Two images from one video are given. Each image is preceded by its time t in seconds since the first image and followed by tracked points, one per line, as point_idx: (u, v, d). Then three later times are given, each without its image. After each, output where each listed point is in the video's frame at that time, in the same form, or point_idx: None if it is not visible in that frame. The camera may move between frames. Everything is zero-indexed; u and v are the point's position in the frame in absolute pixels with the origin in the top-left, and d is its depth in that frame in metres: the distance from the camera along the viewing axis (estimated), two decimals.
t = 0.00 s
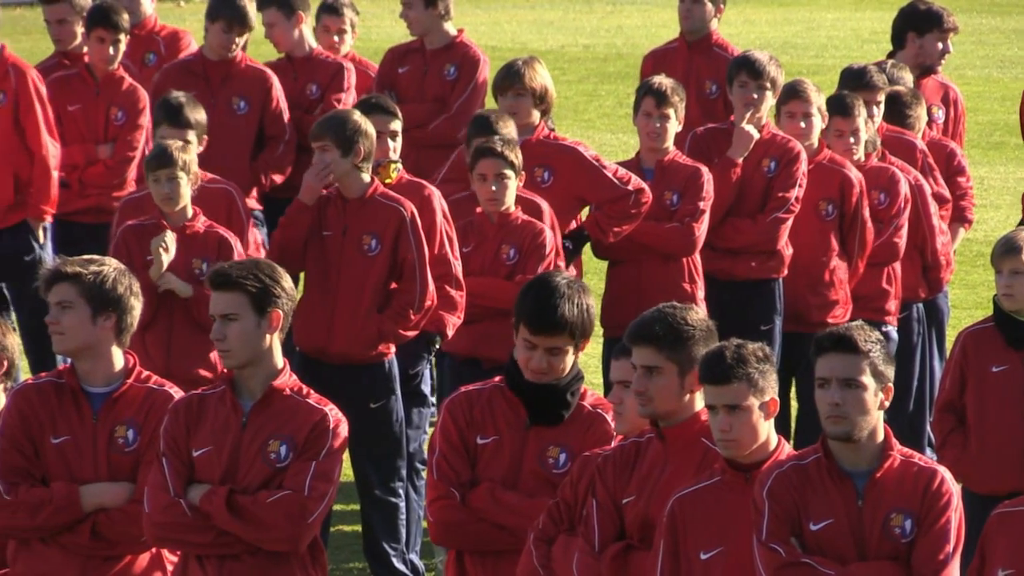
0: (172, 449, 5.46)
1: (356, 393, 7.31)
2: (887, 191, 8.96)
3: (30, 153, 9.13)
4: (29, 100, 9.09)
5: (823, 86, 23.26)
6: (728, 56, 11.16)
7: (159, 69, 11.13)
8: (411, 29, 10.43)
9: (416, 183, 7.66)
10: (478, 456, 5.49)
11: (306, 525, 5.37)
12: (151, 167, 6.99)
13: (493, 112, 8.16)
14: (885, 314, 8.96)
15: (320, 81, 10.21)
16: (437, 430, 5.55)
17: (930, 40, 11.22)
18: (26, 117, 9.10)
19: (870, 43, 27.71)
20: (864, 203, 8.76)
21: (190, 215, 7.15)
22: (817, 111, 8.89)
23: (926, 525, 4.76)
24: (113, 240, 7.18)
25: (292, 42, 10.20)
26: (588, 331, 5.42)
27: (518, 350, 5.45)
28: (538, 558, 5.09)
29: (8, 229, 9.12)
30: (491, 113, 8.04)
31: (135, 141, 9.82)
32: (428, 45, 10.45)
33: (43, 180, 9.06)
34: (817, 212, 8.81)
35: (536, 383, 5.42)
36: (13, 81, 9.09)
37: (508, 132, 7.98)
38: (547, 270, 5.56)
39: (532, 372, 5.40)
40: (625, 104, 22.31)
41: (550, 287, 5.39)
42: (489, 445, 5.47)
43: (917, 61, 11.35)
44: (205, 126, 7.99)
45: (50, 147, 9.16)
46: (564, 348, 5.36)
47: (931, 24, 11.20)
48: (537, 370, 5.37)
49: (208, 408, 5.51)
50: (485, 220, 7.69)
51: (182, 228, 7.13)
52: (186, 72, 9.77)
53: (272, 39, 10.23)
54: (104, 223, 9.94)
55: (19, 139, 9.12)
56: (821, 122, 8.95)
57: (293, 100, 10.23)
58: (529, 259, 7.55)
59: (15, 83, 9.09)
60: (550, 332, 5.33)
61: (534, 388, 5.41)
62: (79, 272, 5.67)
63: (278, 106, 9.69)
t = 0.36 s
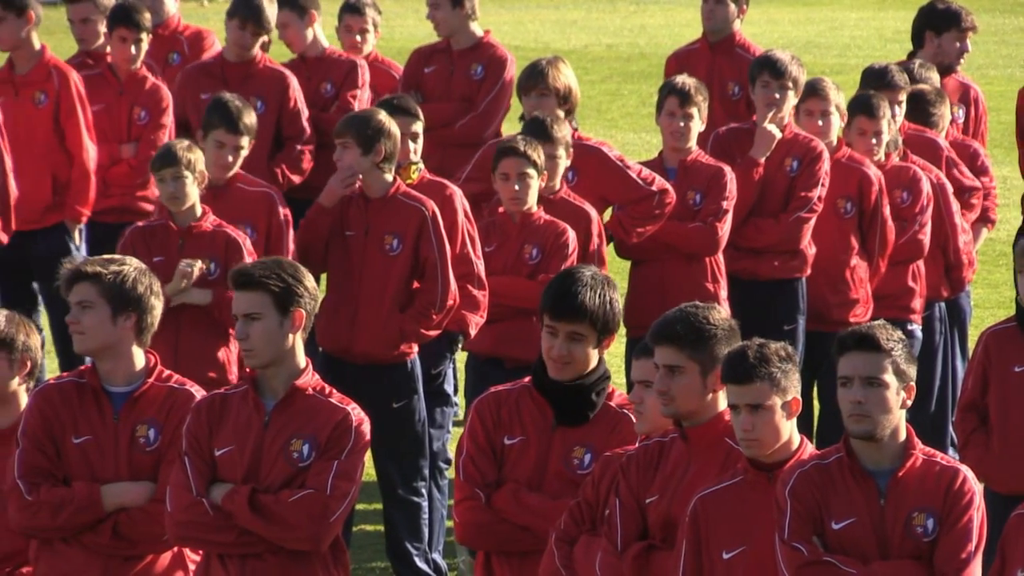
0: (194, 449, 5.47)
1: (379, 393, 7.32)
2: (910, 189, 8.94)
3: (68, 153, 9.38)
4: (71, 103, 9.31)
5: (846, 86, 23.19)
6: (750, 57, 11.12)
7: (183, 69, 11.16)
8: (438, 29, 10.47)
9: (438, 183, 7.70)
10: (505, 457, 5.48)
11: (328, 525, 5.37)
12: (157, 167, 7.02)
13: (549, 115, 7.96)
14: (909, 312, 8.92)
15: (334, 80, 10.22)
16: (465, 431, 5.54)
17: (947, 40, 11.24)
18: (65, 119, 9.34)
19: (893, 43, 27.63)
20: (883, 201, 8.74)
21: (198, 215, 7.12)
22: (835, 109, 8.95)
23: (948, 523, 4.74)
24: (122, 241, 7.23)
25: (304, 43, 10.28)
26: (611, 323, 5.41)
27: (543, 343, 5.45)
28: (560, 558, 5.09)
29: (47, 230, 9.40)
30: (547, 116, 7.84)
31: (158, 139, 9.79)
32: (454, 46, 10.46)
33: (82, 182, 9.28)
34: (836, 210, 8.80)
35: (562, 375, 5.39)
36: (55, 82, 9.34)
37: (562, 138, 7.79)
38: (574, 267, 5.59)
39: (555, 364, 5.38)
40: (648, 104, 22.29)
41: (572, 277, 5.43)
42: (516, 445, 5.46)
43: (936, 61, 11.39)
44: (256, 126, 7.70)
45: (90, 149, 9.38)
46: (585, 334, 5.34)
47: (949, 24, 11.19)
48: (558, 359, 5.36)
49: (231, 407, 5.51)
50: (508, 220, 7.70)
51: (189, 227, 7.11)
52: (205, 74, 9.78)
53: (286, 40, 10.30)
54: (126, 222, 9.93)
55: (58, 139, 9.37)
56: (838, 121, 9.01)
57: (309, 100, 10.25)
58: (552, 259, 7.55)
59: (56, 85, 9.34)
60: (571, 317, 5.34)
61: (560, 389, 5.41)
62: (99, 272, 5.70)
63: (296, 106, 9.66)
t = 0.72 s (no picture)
0: (216, 449, 5.47)
1: (401, 392, 7.33)
2: (932, 190, 8.90)
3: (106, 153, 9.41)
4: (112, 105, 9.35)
5: (867, 87, 23.13)
6: (751, 55, 11.13)
7: (204, 69, 11.19)
8: (474, 30, 10.50)
9: (459, 183, 7.68)
10: (531, 458, 5.47)
11: (350, 524, 5.38)
12: (171, 167, 7.09)
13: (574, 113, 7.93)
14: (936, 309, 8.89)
15: (360, 82, 10.19)
16: (490, 431, 5.54)
17: (955, 39, 11.46)
18: (105, 121, 9.36)
19: (914, 44, 27.56)
20: (892, 203, 8.75)
21: (213, 215, 7.15)
22: (847, 110, 9.05)
23: (969, 524, 4.72)
24: (138, 239, 7.26)
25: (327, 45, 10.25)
26: (626, 312, 5.39)
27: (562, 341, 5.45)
28: (581, 559, 5.06)
29: (82, 229, 9.43)
30: (571, 116, 7.81)
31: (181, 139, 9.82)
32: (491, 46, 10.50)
33: (121, 182, 9.33)
34: (844, 212, 8.82)
35: (582, 370, 5.37)
36: (96, 83, 9.36)
37: (586, 138, 7.75)
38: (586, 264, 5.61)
39: (575, 359, 5.36)
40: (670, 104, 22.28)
41: (582, 271, 5.44)
42: (542, 446, 5.45)
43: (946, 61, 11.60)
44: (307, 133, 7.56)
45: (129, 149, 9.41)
46: (600, 325, 5.33)
47: (956, 23, 11.43)
48: (576, 353, 5.34)
49: (251, 407, 5.51)
50: (528, 221, 7.70)
51: (203, 228, 7.13)
52: (229, 75, 9.79)
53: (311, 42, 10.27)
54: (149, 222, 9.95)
55: (95, 137, 9.40)
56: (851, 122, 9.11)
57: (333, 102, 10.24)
58: (572, 258, 7.52)
59: (96, 85, 9.36)
60: (582, 308, 5.35)
61: (582, 387, 5.39)
62: (119, 273, 5.72)
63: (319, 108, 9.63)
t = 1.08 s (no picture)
0: (237, 449, 5.48)
1: (422, 392, 7.35)
2: (951, 188, 8.90)
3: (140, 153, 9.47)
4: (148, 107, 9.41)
5: (888, 87, 23.08)
6: (753, 56, 11.02)
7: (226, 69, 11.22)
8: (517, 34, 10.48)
9: (480, 184, 7.68)
10: (553, 458, 5.46)
11: (371, 524, 5.37)
12: (189, 168, 7.11)
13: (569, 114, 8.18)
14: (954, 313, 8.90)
15: (388, 82, 10.23)
16: (513, 433, 5.54)
17: (969, 38, 11.44)
18: (139, 122, 9.41)
19: (935, 44, 27.47)
20: (915, 203, 8.74)
21: (233, 214, 7.17)
22: (869, 108, 9.04)
23: (991, 525, 4.70)
24: (160, 238, 7.28)
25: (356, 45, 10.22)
26: (638, 305, 5.38)
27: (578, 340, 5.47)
28: (602, 559, 5.08)
29: (116, 228, 9.48)
30: (564, 115, 8.05)
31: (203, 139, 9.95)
32: (534, 48, 10.51)
33: (156, 182, 9.44)
34: (867, 211, 8.78)
35: (597, 366, 5.36)
36: (131, 83, 9.39)
37: (579, 134, 7.96)
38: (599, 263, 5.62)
39: (591, 355, 5.36)
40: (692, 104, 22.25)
41: (589, 270, 5.47)
42: (564, 447, 5.44)
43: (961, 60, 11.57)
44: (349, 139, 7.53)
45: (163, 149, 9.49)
46: (613, 319, 5.34)
47: (968, 23, 11.41)
48: (591, 349, 5.35)
49: (273, 407, 5.52)
50: (548, 221, 7.70)
51: (224, 228, 7.15)
52: (253, 77, 9.77)
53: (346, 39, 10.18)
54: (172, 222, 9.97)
55: (130, 135, 9.44)
56: (872, 119, 9.09)
57: (357, 101, 10.26)
58: (591, 259, 7.52)
59: (132, 86, 9.39)
60: (592, 303, 5.37)
61: (602, 387, 5.39)
62: (142, 273, 5.73)
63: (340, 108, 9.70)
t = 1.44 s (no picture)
0: (262, 449, 5.49)
1: (447, 393, 7.36)
2: (972, 189, 8.85)
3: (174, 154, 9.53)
4: (184, 109, 9.46)
5: (913, 87, 23.01)
6: (795, 54, 11.09)
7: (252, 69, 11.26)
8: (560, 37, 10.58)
9: (506, 183, 7.70)
10: (580, 458, 5.46)
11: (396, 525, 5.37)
12: (214, 168, 7.12)
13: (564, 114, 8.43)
14: (976, 314, 8.86)
15: (426, 84, 10.22)
16: (540, 434, 5.54)
17: (996, 37, 11.39)
18: (174, 122, 9.47)
19: (960, 43, 27.37)
20: (956, 199, 8.65)
21: (261, 214, 7.18)
22: (905, 108, 8.86)
23: (1015, 525, 4.67)
24: (186, 239, 7.29)
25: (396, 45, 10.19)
26: (657, 301, 5.37)
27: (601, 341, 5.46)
28: (628, 559, 5.07)
29: (151, 229, 9.51)
30: (558, 116, 8.30)
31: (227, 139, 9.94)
32: (574, 50, 10.60)
33: (190, 181, 9.50)
34: (907, 209, 8.75)
35: (619, 365, 5.35)
36: (167, 83, 9.46)
37: (571, 136, 8.22)
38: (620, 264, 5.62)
39: (614, 355, 5.36)
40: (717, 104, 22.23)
41: (609, 269, 5.47)
42: (591, 447, 5.43)
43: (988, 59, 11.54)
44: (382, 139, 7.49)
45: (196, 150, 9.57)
46: (632, 317, 5.33)
47: (994, 23, 11.36)
48: (613, 348, 5.34)
49: (298, 406, 5.53)
50: (572, 221, 7.70)
51: (251, 228, 7.16)
52: (278, 77, 9.80)
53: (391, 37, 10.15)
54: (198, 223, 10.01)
55: (165, 138, 9.49)
56: (906, 119, 8.94)
57: (394, 102, 10.26)
58: (616, 258, 7.51)
59: (166, 86, 9.45)
60: (610, 302, 5.37)
61: (627, 386, 5.38)
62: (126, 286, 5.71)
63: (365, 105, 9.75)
